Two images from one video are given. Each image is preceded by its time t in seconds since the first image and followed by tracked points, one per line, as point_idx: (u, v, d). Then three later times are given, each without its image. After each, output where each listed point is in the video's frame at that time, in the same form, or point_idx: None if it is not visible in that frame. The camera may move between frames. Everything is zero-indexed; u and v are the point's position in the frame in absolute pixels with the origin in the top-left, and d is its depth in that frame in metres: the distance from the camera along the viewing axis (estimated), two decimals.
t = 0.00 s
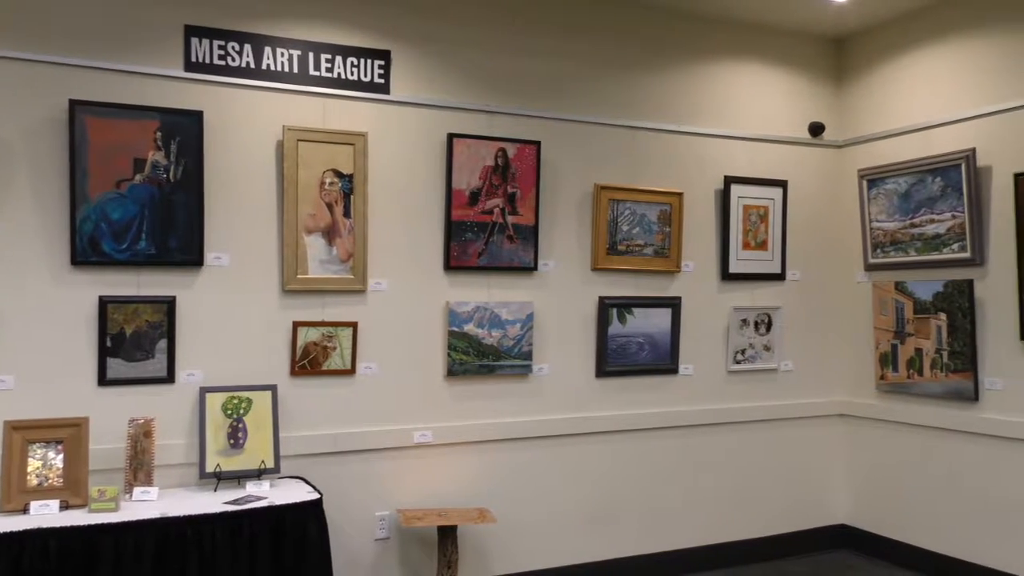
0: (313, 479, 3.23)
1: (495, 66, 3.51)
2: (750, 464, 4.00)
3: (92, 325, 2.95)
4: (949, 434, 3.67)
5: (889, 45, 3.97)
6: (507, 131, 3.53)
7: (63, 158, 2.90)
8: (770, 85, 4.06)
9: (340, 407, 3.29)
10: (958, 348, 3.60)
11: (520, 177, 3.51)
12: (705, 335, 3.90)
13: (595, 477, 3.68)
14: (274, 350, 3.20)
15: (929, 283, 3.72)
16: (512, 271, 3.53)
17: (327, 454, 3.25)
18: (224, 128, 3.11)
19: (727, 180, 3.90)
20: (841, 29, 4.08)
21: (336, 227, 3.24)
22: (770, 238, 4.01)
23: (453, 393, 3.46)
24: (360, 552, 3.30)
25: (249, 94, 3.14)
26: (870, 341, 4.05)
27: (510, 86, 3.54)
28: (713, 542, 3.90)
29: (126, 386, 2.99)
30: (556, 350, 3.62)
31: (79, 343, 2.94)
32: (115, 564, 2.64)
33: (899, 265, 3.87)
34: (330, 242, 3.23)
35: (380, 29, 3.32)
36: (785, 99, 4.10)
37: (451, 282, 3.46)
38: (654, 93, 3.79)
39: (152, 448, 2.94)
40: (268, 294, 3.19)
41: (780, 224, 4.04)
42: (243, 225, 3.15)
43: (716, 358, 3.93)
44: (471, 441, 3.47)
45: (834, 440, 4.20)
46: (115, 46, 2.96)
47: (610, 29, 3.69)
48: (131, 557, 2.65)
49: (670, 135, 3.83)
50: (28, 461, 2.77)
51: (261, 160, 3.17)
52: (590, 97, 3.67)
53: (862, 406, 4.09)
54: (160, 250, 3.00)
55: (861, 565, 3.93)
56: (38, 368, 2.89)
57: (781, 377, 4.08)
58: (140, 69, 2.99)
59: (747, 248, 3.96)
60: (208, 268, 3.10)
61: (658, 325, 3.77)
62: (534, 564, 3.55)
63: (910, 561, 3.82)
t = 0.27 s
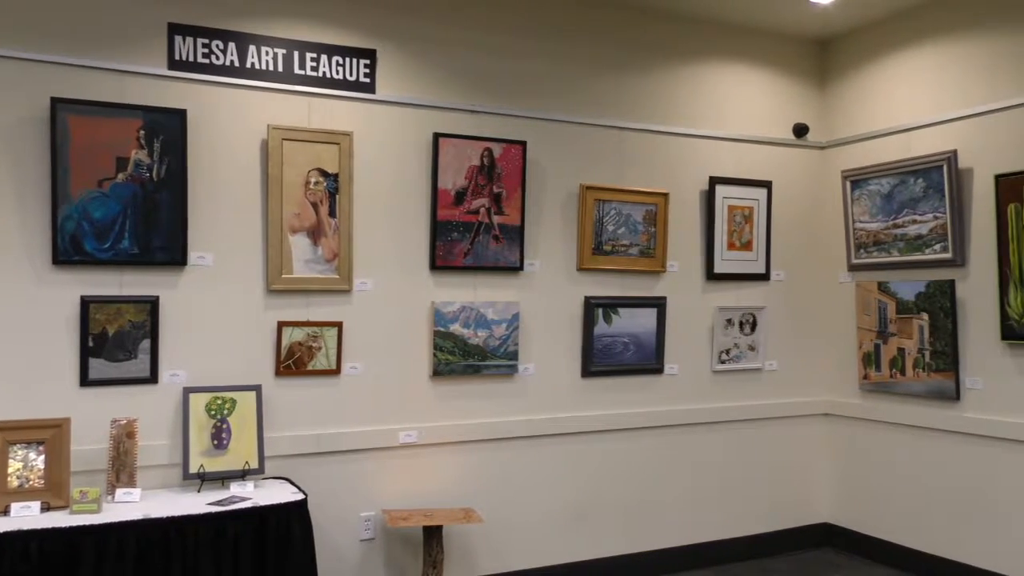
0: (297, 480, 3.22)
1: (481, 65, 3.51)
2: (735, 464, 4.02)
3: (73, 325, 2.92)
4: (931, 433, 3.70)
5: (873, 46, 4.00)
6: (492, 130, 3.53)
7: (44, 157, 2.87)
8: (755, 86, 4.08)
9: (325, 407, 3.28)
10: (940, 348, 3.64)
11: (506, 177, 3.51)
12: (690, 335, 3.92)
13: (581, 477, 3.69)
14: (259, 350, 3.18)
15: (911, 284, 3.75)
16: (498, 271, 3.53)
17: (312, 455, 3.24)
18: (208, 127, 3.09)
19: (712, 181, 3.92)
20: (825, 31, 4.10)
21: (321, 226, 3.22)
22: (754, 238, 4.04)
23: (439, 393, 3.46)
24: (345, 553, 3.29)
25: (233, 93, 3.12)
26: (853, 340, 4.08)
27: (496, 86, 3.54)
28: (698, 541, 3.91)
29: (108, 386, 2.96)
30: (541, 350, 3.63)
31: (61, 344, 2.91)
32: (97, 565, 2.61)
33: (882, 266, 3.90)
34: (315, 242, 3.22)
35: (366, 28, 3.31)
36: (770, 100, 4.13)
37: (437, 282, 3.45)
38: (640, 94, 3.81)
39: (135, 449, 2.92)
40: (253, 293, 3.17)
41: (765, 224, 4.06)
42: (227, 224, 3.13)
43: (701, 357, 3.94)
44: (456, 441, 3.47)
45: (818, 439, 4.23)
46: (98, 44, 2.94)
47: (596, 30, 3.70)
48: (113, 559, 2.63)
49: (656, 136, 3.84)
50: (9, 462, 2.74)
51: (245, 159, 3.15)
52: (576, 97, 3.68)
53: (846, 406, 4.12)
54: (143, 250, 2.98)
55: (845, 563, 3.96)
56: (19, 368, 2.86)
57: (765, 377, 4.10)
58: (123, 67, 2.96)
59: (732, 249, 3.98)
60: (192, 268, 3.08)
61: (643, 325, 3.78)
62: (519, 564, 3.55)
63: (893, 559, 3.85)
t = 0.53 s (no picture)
0: (281, 481, 3.20)
1: (466, 65, 3.51)
2: (719, 463, 4.04)
3: (54, 325, 2.89)
4: (913, 432, 3.73)
5: (856, 48, 4.03)
6: (478, 130, 3.53)
7: (24, 155, 2.84)
8: (739, 87, 4.10)
9: (309, 407, 3.26)
10: (921, 347, 3.67)
11: (491, 177, 3.51)
12: (675, 335, 3.93)
13: (566, 476, 3.69)
14: (242, 350, 3.17)
15: (893, 284, 3.78)
16: (483, 271, 3.53)
17: (296, 455, 3.22)
18: (191, 125, 3.07)
19: (696, 181, 3.93)
20: (809, 33, 4.13)
21: (305, 226, 3.21)
22: (738, 239, 4.05)
23: (423, 393, 3.45)
24: (330, 554, 3.27)
25: (217, 91, 3.11)
26: (836, 340, 4.11)
27: (481, 86, 3.53)
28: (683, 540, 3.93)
29: (89, 387, 2.93)
30: (526, 350, 3.63)
31: (41, 344, 2.88)
32: (78, 567, 2.59)
33: (865, 266, 3.92)
34: (299, 241, 3.21)
35: (350, 27, 3.30)
36: (754, 101, 4.15)
37: (422, 282, 3.45)
38: (625, 94, 3.82)
39: (117, 450, 2.89)
40: (236, 293, 3.16)
41: (749, 225, 4.08)
42: (210, 223, 3.11)
43: (685, 357, 3.96)
44: (441, 442, 3.46)
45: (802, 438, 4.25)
46: (79, 41, 2.91)
47: (581, 30, 3.71)
48: (94, 561, 2.60)
49: (641, 136, 3.85)
50: None
51: (229, 158, 3.13)
52: (561, 97, 3.69)
53: (829, 405, 4.15)
54: (125, 249, 2.95)
55: (828, 561, 3.99)
56: None
57: (749, 376, 4.12)
58: (104, 65, 2.94)
59: (716, 249, 4.00)
60: (174, 267, 3.06)
61: (628, 325, 3.79)
62: (504, 564, 3.55)
63: (876, 557, 3.88)
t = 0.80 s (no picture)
0: (266, 482, 3.18)
1: (452, 65, 3.50)
2: (704, 462, 4.05)
3: (35, 325, 2.86)
4: (896, 431, 3.76)
5: (840, 49, 4.05)
6: (464, 130, 3.53)
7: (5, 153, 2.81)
8: (724, 88, 4.12)
9: (294, 407, 3.25)
10: (904, 347, 3.69)
11: (477, 177, 3.50)
12: (660, 335, 3.94)
13: (552, 476, 3.70)
14: (226, 350, 3.15)
15: (877, 284, 3.81)
16: (469, 271, 3.52)
17: (281, 456, 3.21)
18: (175, 124, 3.05)
19: (682, 181, 3.95)
20: (793, 34, 4.15)
21: (290, 225, 3.20)
22: (723, 239, 4.07)
23: (409, 393, 3.44)
24: (315, 554, 3.26)
25: (201, 90, 3.09)
26: (820, 340, 4.14)
27: (467, 86, 3.53)
28: (668, 539, 3.94)
29: (72, 387, 2.91)
30: (512, 350, 3.63)
31: (22, 344, 2.85)
32: (60, 568, 2.57)
33: (848, 266, 3.95)
34: (285, 241, 3.19)
35: (336, 26, 3.28)
36: (739, 103, 4.17)
37: (408, 282, 3.44)
38: (610, 94, 3.83)
39: (99, 451, 2.87)
40: (220, 293, 3.14)
41: (734, 225, 4.10)
42: (194, 223, 3.09)
43: (670, 357, 3.97)
44: (427, 442, 3.46)
45: (786, 437, 4.28)
46: (61, 39, 2.89)
47: (567, 30, 3.72)
48: (77, 561, 2.58)
49: (627, 136, 3.86)
50: None
51: (213, 156, 3.11)
52: (547, 97, 3.69)
53: (813, 405, 4.17)
54: (108, 249, 2.93)
55: (813, 560, 4.01)
56: None
57: (734, 376, 4.14)
58: (87, 63, 2.91)
59: (701, 249, 4.01)
60: (158, 267, 3.04)
61: (614, 325, 3.80)
62: (490, 563, 3.55)
63: (860, 555, 3.91)
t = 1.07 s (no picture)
0: (252, 482, 3.17)
1: (439, 64, 3.50)
2: (691, 462, 4.07)
3: (17, 325, 2.83)
4: (880, 430, 3.79)
5: (825, 51, 4.08)
6: (450, 130, 3.52)
7: None
8: (710, 89, 4.14)
9: (280, 407, 3.23)
10: (888, 347, 3.72)
11: (464, 177, 3.50)
12: (647, 335, 3.95)
13: (539, 475, 3.70)
14: (211, 350, 3.13)
15: (861, 284, 3.84)
16: (456, 271, 3.52)
17: (266, 456, 3.19)
18: (160, 123, 3.03)
19: (668, 182, 3.96)
20: (779, 35, 4.17)
21: (276, 224, 3.18)
22: (710, 239, 4.09)
23: (396, 394, 3.44)
24: (301, 555, 3.25)
25: (186, 88, 3.07)
26: (805, 340, 4.16)
27: (454, 86, 3.53)
28: (655, 538, 3.96)
29: (55, 388, 2.88)
30: (499, 350, 3.63)
31: (4, 344, 2.82)
32: (43, 570, 2.55)
33: (833, 267, 3.98)
34: (270, 240, 3.18)
35: (322, 25, 3.27)
36: (725, 103, 4.19)
37: (394, 282, 3.43)
38: (597, 95, 3.83)
39: (82, 452, 2.86)
40: (205, 293, 3.12)
41: (720, 225, 4.12)
42: (179, 222, 3.07)
43: (657, 357, 3.99)
44: (413, 442, 3.45)
45: (772, 437, 4.30)
46: (44, 36, 2.86)
47: (554, 30, 3.72)
48: (60, 563, 2.56)
49: (613, 136, 3.87)
50: None
51: (198, 155, 3.09)
52: (534, 97, 3.69)
53: (798, 404, 4.20)
54: (91, 248, 2.91)
55: (798, 558, 4.03)
56: None
57: (720, 376, 4.16)
58: (70, 61, 2.89)
59: (688, 249, 4.03)
60: (142, 267, 3.02)
61: (600, 325, 3.81)
62: (477, 563, 3.55)
63: (845, 554, 3.93)
